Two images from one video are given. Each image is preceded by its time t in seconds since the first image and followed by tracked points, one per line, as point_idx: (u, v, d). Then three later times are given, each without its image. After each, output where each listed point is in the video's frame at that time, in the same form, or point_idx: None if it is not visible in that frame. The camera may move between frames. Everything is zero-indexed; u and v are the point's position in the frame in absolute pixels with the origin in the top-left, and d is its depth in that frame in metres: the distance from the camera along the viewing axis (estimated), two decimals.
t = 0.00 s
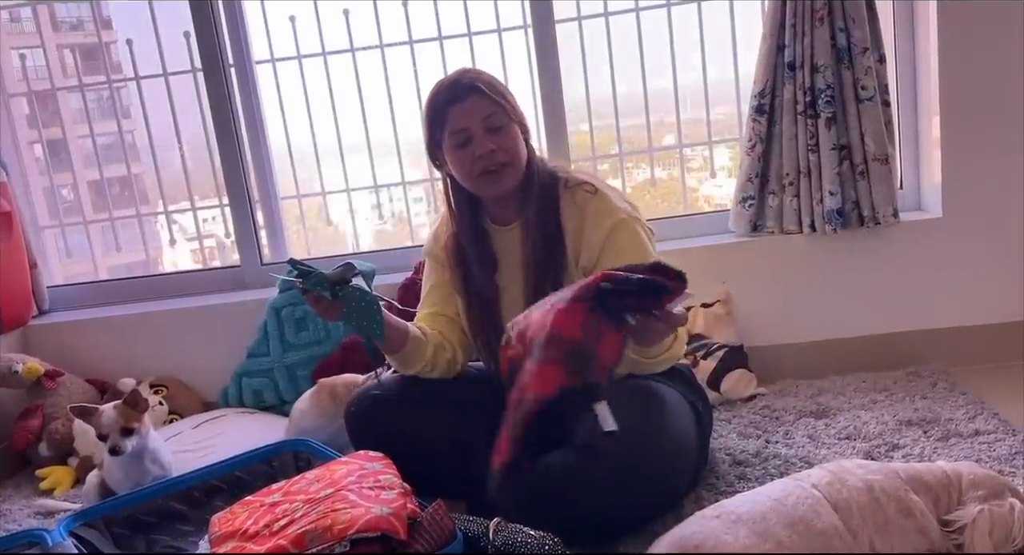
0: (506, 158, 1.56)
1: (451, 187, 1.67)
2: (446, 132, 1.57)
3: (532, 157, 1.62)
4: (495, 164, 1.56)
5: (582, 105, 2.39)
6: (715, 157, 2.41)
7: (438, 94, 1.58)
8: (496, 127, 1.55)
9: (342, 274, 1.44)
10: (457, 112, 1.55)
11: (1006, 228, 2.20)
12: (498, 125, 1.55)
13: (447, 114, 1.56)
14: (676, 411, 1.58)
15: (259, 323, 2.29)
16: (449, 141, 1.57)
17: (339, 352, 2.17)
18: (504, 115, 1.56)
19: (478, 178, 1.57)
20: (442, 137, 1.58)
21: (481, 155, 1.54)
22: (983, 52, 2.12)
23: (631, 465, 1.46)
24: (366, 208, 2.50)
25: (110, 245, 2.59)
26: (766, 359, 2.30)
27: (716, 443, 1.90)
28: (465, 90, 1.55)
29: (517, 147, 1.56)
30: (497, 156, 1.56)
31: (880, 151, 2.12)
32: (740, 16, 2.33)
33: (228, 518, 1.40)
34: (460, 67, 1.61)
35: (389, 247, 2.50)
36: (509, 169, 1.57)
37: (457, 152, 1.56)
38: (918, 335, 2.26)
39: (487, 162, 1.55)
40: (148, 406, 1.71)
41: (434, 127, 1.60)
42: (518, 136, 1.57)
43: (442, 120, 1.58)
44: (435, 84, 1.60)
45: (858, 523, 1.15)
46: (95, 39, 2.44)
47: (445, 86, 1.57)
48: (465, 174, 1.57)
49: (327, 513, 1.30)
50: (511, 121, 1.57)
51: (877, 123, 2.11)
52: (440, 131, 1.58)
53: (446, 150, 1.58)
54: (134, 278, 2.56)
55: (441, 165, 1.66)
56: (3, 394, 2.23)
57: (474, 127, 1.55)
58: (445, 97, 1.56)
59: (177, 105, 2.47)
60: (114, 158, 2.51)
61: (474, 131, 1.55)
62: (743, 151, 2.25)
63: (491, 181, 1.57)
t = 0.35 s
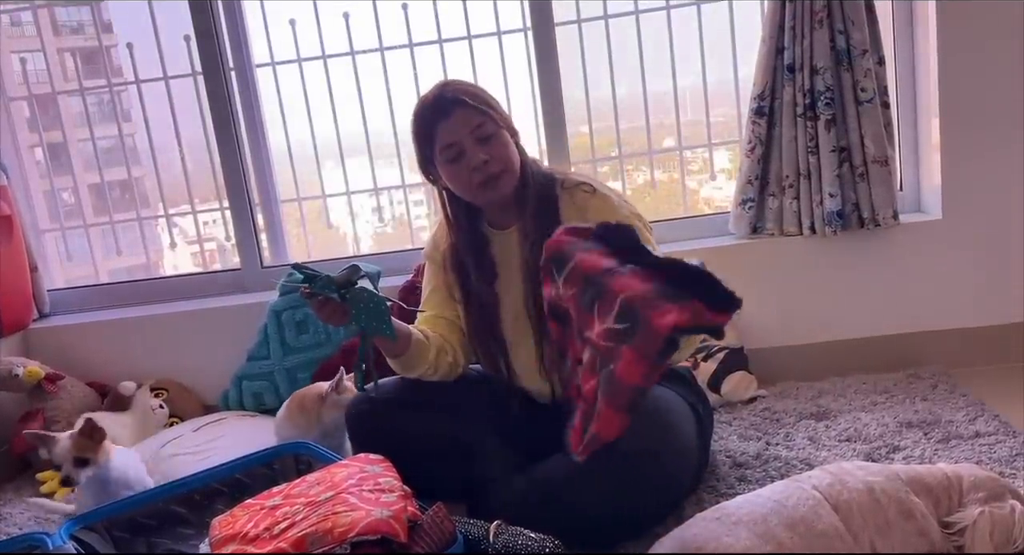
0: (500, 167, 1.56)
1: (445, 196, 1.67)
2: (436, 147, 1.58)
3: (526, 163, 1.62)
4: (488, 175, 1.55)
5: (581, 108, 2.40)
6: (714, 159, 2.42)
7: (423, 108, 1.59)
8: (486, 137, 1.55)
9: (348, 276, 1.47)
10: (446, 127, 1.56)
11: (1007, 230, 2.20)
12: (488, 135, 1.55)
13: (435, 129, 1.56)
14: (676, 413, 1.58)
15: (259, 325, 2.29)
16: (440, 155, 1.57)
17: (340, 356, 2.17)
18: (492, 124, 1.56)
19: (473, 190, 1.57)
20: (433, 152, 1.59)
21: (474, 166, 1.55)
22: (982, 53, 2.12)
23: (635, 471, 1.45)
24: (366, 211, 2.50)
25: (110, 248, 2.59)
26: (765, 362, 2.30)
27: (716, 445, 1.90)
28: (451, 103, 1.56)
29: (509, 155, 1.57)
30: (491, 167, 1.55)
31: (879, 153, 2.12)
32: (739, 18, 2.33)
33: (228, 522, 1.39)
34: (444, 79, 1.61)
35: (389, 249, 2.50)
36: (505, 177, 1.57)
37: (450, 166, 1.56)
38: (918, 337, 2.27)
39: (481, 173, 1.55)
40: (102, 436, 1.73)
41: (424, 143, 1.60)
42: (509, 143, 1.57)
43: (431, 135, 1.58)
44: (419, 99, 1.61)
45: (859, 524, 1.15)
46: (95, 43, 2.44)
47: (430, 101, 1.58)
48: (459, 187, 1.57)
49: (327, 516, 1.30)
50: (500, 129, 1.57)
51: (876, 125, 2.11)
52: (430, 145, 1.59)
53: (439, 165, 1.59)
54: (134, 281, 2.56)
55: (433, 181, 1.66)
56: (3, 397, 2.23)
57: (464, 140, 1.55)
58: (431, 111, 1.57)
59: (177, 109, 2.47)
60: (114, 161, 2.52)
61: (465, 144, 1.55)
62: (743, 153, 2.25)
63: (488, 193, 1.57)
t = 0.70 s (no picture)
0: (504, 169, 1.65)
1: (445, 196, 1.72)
2: (441, 147, 1.64)
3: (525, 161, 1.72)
4: (489, 176, 1.64)
5: (582, 110, 2.40)
6: (715, 160, 2.42)
7: (430, 109, 1.65)
8: (492, 140, 1.63)
9: (350, 283, 1.48)
10: (452, 128, 1.62)
11: (1008, 231, 2.20)
12: (494, 139, 1.64)
13: (443, 129, 1.63)
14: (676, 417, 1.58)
15: (260, 328, 2.30)
16: (445, 156, 1.64)
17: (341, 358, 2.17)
18: (499, 128, 1.64)
19: (476, 192, 1.66)
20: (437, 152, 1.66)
21: (479, 168, 1.63)
22: (982, 54, 2.13)
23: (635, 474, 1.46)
24: (367, 214, 2.51)
25: (111, 251, 2.59)
26: (766, 364, 2.31)
27: (717, 447, 1.90)
28: (459, 106, 1.63)
29: (513, 157, 1.66)
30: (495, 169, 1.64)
31: (880, 155, 2.12)
32: (739, 19, 2.34)
33: (229, 524, 1.39)
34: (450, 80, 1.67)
35: (389, 251, 2.51)
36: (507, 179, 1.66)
37: (453, 167, 1.64)
38: (919, 338, 2.27)
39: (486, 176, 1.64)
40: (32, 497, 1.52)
41: (427, 141, 1.66)
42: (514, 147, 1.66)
43: (436, 136, 1.64)
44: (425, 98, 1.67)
45: (860, 526, 1.15)
46: (96, 46, 2.45)
47: (438, 101, 1.64)
48: (462, 187, 1.66)
49: (328, 519, 1.30)
50: (506, 133, 1.65)
51: (877, 127, 2.11)
52: (434, 145, 1.65)
53: (443, 165, 1.66)
54: (136, 284, 2.56)
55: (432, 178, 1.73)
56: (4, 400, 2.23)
57: (471, 143, 1.63)
58: (441, 111, 1.63)
59: (178, 112, 2.48)
60: (115, 164, 2.52)
61: (472, 147, 1.63)
62: (743, 154, 2.25)
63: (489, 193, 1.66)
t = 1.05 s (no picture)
0: (511, 168, 1.84)
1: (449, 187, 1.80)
2: (467, 130, 1.83)
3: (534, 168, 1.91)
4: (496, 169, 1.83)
5: (583, 113, 2.40)
6: (716, 163, 2.42)
7: (470, 94, 1.84)
8: (512, 140, 1.83)
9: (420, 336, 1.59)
10: (483, 118, 1.82)
11: (1010, 232, 2.20)
12: (513, 141, 1.83)
13: (472, 115, 1.82)
14: (680, 420, 1.58)
15: (263, 331, 2.30)
16: (466, 139, 1.83)
17: (343, 362, 2.17)
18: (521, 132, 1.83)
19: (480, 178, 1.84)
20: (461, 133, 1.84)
21: (490, 160, 1.82)
22: (983, 55, 2.13)
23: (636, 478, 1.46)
24: (368, 217, 2.51)
25: (114, 255, 2.59)
26: (768, 366, 2.31)
27: (720, 450, 1.90)
28: (495, 98, 1.83)
29: (525, 161, 1.84)
30: (505, 167, 1.84)
31: (882, 157, 2.12)
32: (739, 22, 2.34)
33: (232, 527, 1.39)
34: (492, 74, 1.87)
35: (390, 255, 2.51)
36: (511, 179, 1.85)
37: (469, 150, 1.83)
38: (920, 341, 2.26)
39: (494, 171, 1.83)
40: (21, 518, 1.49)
41: (456, 118, 1.85)
42: (528, 153, 1.85)
43: (465, 116, 1.83)
44: (467, 82, 1.86)
45: (863, 528, 1.15)
46: (99, 51, 2.45)
47: (478, 89, 1.84)
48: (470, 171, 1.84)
49: (331, 522, 1.29)
50: (526, 137, 1.85)
51: (879, 128, 2.11)
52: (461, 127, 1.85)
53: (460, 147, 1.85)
54: (138, 288, 2.57)
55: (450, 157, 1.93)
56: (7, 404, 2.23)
57: (491, 137, 1.83)
58: (477, 100, 1.82)
59: (179, 115, 2.48)
60: (118, 168, 2.52)
61: (490, 141, 1.83)
62: (744, 156, 2.25)
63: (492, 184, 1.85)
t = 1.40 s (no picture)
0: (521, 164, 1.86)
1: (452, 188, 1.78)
2: (478, 125, 1.84)
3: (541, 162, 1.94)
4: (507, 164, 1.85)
5: (583, 115, 2.40)
6: (716, 164, 2.42)
7: (482, 89, 1.84)
8: (522, 134, 1.84)
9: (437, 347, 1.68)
10: (495, 112, 1.82)
11: (1010, 233, 2.20)
12: (525, 135, 1.85)
13: (484, 110, 1.83)
14: (681, 422, 1.58)
15: (263, 333, 2.30)
16: (477, 133, 1.84)
17: (343, 364, 2.17)
18: (532, 126, 1.84)
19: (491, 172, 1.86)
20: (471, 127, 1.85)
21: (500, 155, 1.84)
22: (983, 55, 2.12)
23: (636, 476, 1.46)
24: (368, 218, 2.51)
25: (114, 257, 2.59)
26: (768, 366, 2.31)
27: (721, 451, 1.90)
28: (508, 94, 1.82)
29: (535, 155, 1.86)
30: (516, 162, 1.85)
31: (882, 158, 2.12)
32: (739, 23, 2.34)
33: (232, 529, 1.39)
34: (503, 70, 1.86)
35: (390, 256, 2.50)
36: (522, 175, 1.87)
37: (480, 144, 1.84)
38: (921, 341, 2.26)
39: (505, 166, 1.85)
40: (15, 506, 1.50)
41: (466, 114, 1.86)
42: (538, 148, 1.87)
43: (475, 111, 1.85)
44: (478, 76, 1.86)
45: (864, 529, 1.14)
46: (99, 53, 2.45)
47: (489, 84, 1.83)
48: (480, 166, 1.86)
49: (331, 524, 1.29)
50: (537, 131, 1.86)
51: (879, 128, 2.11)
52: (472, 121, 1.85)
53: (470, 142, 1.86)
54: (138, 290, 2.57)
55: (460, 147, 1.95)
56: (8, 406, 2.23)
57: (502, 132, 1.84)
58: (488, 95, 1.83)
59: (180, 117, 2.48)
60: (118, 171, 2.52)
61: (501, 135, 1.84)
62: (744, 157, 2.25)
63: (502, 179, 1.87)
